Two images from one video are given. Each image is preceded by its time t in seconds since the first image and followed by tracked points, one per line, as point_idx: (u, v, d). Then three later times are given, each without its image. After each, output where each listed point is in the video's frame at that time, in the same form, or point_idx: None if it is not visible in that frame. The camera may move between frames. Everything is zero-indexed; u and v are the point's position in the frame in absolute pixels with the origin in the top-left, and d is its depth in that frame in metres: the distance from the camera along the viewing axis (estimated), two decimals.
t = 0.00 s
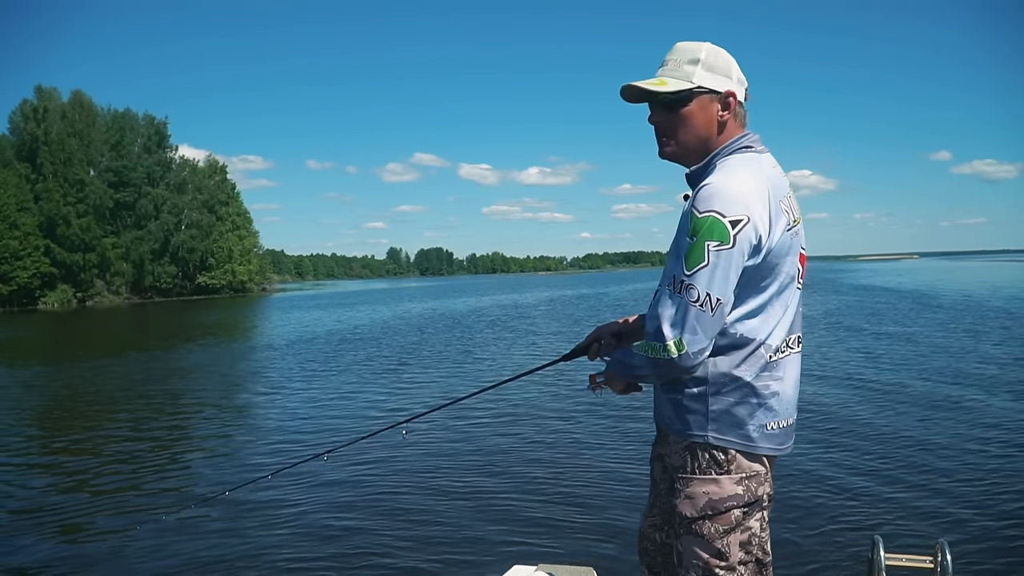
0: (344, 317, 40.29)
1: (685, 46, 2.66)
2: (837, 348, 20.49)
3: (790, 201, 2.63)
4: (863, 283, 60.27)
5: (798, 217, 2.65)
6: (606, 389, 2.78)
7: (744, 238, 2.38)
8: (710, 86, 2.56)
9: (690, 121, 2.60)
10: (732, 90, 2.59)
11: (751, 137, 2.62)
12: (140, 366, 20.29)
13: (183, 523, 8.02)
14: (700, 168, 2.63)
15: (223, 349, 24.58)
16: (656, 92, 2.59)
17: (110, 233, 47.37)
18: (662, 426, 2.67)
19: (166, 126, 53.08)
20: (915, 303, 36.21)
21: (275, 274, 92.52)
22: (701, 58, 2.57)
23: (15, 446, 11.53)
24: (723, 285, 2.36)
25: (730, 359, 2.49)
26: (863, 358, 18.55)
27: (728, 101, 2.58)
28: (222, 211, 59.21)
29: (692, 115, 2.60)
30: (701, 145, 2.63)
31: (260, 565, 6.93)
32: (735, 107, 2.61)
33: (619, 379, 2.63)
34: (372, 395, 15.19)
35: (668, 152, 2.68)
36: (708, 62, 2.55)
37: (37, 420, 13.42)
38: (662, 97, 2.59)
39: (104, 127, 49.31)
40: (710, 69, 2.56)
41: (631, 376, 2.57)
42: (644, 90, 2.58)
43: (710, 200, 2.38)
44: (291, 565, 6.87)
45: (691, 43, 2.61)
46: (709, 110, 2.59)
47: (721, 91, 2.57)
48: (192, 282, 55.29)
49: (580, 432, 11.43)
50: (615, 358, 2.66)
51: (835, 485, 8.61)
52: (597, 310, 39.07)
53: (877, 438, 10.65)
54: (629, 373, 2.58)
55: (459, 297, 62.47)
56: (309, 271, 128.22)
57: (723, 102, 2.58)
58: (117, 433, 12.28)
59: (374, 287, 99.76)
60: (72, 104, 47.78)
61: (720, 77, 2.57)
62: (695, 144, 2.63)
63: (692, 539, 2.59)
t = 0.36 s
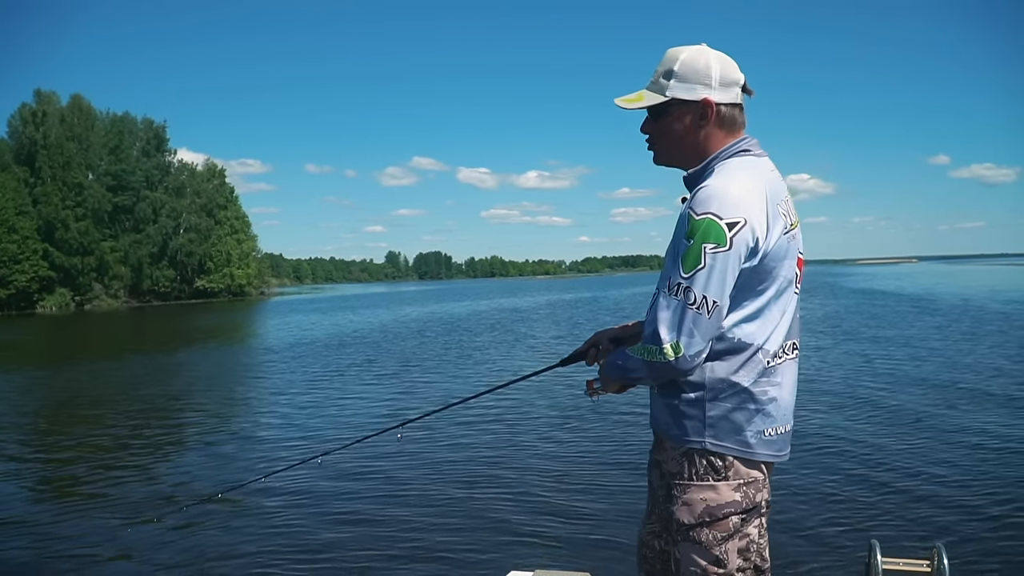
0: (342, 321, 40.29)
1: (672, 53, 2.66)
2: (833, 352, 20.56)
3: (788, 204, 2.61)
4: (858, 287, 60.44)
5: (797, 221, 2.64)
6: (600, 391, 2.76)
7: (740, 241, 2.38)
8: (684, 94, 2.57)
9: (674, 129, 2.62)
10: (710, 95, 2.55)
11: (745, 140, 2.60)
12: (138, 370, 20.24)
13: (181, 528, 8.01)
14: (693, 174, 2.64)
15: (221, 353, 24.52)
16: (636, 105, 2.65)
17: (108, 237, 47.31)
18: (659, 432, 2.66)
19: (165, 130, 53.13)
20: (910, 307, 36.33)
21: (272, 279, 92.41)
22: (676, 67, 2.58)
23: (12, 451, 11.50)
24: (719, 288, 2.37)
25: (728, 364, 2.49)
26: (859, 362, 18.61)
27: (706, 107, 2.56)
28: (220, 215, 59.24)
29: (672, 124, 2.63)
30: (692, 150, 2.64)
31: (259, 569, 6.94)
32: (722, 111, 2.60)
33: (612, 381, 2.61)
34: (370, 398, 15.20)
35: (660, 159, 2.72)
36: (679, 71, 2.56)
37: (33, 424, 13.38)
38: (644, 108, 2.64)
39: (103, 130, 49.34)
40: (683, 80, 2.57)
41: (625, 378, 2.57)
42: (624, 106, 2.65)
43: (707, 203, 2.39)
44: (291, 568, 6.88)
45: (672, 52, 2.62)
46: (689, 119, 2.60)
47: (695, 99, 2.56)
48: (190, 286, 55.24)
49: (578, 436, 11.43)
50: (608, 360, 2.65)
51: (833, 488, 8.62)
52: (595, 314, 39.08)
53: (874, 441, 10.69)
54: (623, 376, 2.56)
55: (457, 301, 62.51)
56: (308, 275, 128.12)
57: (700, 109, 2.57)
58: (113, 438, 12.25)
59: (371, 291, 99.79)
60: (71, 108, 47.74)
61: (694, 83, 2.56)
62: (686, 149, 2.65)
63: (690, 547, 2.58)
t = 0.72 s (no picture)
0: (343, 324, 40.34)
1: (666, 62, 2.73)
2: (833, 355, 20.59)
3: (784, 208, 2.62)
4: (858, 290, 60.49)
5: (792, 225, 2.64)
6: (597, 391, 2.79)
7: (730, 247, 2.40)
8: (671, 100, 2.62)
9: (667, 134, 2.68)
10: (696, 102, 2.60)
11: (741, 145, 2.62)
12: (138, 374, 20.24)
13: (183, 528, 8.04)
14: (690, 177, 2.68)
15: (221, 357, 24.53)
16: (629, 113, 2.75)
17: (108, 241, 47.32)
18: (658, 439, 2.68)
19: (165, 134, 53.22)
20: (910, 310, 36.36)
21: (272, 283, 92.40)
22: (664, 75, 2.65)
23: (14, 454, 11.49)
24: (711, 294, 2.38)
25: (725, 371, 2.50)
26: (860, 364, 18.65)
27: (694, 112, 2.61)
28: (219, 219, 59.28)
29: (663, 130, 2.69)
30: (686, 155, 2.68)
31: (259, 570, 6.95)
32: (711, 117, 2.62)
33: (605, 380, 2.65)
34: (370, 402, 15.22)
35: (658, 164, 2.78)
36: (665, 78, 2.62)
37: (34, 428, 13.40)
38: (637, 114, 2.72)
39: (103, 135, 49.45)
40: (671, 86, 2.62)
41: (619, 380, 2.60)
42: (619, 113, 2.74)
43: (697, 208, 2.41)
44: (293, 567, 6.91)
45: (663, 60, 2.68)
46: (677, 124, 2.66)
47: (682, 104, 2.61)
48: (190, 290, 55.25)
49: (579, 439, 11.45)
50: (604, 359, 2.68)
51: (833, 489, 8.64)
52: (595, 318, 39.11)
53: (874, 443, 10.72)
54: (617, 378, 2.59)
55: (457, 304, 62.49)
56: (308, 278, 128.18)
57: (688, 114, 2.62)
58: (114, 441, 12.27)
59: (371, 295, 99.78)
60: (71, 113, 47.81)
61: (680, 89, 2.60)
62: (681, 155, 2.69)
63: (690, 554, 2.60)
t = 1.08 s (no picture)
0: (344, 327, 40.40)
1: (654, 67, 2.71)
2: (834, 358, 20.61)
3: (776, 210, 2.60)
4: (859, 292, 60.51)
5: (785, 226, 2.62)
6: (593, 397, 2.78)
7: (723, 250, 2.38)
8: (660, 109, 2.61)
9: (657, 142, 2.67)
10: (686, 109, 2.59)
11: (732, 149, 2.62)
12: (140, 377, 20.26)
13: (183, 531, 8.03)
14: (681, 183, 2.67)
15: (223, 359, 24.52)
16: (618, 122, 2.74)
17: (110, 245, 47.38)
18: (657, 444, 2.66)
19: (167, 137, 53.34)
20: (912, 313, 36.37)
21: (274, 286, 92.39)
22: (652, 83, 2.64)
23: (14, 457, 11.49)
24: (704, 298, 2.37)
25: (723, 375, 2.49)
26: (861, 367, 18.66)
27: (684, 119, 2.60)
28: (221, 222, 59.39)
29: (653, 139, 2.69)
30: (677, 162, 2.68)
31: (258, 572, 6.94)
32: (701, 123, 2.62)
33: (599, 385, 2.64)
34: (372, 404, 15.24)
35: (649, 171, 2.77)
36: (654, 86, 2.61)
37: (35, 430, 13.44)
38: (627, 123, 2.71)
39: (104, 138, 49.61)
40: (660, 93, 2.61)
41: (612, 384, 2.58)
42: (609, 122, 2.74)
43: (690, 212, 2.40)
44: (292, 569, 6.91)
45: (652, 67, 2.68)
46: (668, 130, 2.64)
47: (672, 112, 2.60)
48: (192, 293, 55.32)
49: (578, 443, 11.43)
50: (597, 363, 2.67)
51: (834, 493, 8.61)
52: (596, 320, 39.16)
53: (874, 445, 10.73)
54: (610, 382, 2.58)
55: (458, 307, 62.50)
56: (310, 281, 128.32)
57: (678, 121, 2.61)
58: (116, 443, 12.30)
59: (372, 298, 99.89)
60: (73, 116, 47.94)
61: (669, 97, 2.59)
62: (673, 160, 2.68)
63: (691, 560, 2.58)
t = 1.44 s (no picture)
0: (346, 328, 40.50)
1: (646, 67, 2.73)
2: (836, 358, 20.66)
3: (768, 208, 2.62)
4: (861, 293, 60.64)
5: (778, 224, 2.64)
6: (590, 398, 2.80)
7: (713, 249, 2.41)
8: (653, 108, 2.63)
9: (650, 141, 2.69)
10: (678, 108, 2.61)
11: (724, 147, 2.64)
12: (142, 378, 20.26)
13: (184, 532, 8.06)
14: (673, 182, 2.69)
15: (225, 360, 24.55)
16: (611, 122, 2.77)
17: (113, 246, 47.44)
18: (654, 444, 2.68)
19: (169, 139, 53.40)
20: (913, 313, 36.43)
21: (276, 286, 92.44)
22: (644, 82, 2.66)
23: (16, 457, 11.51)
24: (695, 298, 2.39)
25: (718, 374, 2.51)
26: (862, 367, 18.70)
27: (676, 118, 2.62)
28: (223, 223, 59.49)
29: (646, 137, 2.71)
30: (669, 161, 2.70)
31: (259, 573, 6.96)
32: (693, 122, 2.64)
33: (595, 383, 2.66)
34: (373, 404, 15.29)
35: (642, 170, 2.79)
36: (646, 85, 2.64)
37: (38, 430, 13.51)
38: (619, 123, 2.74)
39: (107, 139, 49.75)
40: (652, 92, 2.63)
41: (605, 384, 2.60)
42: (603, 121, 2.76)
43: (680, 211, 2.42)
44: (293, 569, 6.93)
45: (644, 67, 2.70)
46: (659, 129, 2.67)
47: (664, 111, 2.62)
48: (194, 294, 55.37)
49: (579, 444, 11.44)
50: (594, 361, 2.69)
51: (834, 494, 8.61)
52: (598, 321, 39.23)
53: (875, 446, 10.77)
54: (603, 383, 2.60)
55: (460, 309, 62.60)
56: (312, 282, 128.47)
57: (670, 121, 2.63)
58: (118, 444, 12.36)
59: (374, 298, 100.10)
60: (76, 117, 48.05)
61: (660, 96, 2.61)
62: (665, 159, 2.71)
63: (687, 561, 2.60)
